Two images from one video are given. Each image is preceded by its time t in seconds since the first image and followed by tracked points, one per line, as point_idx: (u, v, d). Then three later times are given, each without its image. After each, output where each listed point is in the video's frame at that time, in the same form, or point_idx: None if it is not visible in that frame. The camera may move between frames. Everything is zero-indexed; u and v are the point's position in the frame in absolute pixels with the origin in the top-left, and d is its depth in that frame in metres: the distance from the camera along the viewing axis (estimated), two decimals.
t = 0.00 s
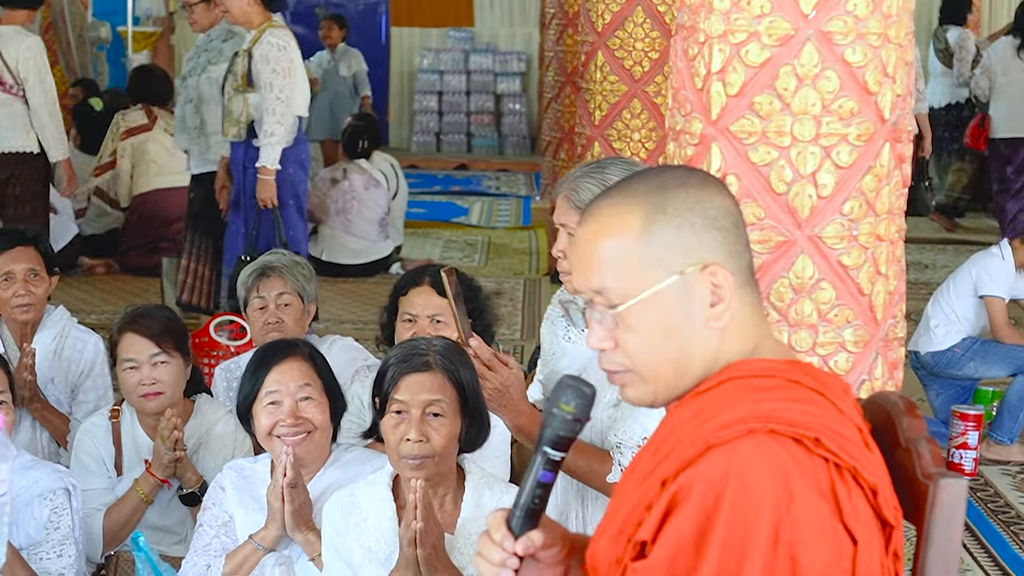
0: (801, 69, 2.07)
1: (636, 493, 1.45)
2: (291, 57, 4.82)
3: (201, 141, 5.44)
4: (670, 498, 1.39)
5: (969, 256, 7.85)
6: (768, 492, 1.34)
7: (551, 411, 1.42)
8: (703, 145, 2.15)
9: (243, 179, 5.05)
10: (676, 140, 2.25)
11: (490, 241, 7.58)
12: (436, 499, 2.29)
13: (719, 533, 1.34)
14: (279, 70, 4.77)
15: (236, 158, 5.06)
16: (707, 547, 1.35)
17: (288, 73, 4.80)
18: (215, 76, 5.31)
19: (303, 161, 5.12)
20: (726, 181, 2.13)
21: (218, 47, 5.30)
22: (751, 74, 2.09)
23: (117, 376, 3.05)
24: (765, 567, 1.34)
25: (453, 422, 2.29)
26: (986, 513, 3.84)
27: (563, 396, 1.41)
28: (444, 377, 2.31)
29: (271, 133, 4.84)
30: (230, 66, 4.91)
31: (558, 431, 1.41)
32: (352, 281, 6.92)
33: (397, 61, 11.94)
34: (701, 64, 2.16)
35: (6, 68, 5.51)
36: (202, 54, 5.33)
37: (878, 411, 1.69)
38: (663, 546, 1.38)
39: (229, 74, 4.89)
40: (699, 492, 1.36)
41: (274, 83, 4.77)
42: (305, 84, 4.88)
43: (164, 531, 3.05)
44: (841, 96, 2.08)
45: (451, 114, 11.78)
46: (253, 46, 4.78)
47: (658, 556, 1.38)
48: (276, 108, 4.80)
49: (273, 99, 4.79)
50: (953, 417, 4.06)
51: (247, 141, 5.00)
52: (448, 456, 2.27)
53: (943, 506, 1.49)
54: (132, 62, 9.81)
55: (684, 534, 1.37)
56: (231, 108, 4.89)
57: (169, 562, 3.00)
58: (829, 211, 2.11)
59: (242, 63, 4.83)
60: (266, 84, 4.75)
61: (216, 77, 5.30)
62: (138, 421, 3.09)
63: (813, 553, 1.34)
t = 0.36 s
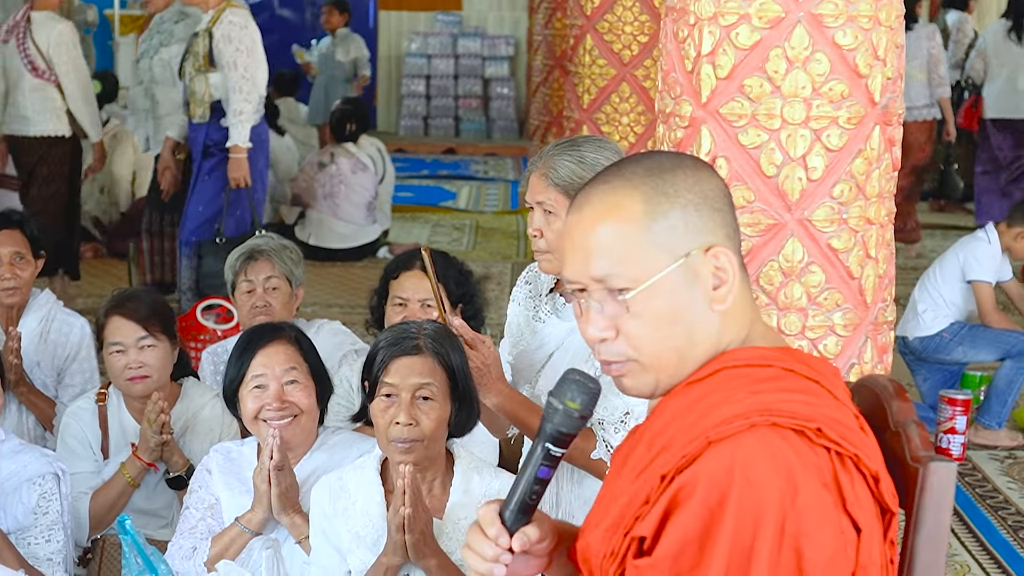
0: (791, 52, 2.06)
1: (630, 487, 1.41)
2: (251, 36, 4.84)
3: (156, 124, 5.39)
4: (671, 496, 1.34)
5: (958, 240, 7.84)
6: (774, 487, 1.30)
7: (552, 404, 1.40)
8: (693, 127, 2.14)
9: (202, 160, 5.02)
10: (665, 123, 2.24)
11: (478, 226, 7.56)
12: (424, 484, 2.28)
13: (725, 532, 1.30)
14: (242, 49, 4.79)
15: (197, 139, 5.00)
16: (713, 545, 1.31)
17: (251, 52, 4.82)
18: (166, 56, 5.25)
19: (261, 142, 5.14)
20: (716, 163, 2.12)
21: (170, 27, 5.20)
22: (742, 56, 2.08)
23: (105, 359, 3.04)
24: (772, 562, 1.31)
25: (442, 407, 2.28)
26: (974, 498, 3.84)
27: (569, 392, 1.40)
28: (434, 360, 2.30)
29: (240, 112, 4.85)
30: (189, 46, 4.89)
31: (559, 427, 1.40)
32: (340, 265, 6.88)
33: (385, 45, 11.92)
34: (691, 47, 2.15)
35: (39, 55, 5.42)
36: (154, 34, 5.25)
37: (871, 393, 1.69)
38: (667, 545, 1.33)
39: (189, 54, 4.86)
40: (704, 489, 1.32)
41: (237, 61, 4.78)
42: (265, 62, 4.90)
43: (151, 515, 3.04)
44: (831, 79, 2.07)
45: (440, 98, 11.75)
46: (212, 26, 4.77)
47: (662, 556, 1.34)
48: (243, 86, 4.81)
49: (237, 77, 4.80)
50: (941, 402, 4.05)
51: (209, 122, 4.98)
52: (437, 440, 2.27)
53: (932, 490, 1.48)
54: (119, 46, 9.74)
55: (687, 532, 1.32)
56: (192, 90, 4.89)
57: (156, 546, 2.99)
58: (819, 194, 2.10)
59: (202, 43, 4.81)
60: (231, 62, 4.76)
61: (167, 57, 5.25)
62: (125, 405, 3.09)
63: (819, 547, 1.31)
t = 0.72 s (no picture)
0: (794, 37, 2.05)
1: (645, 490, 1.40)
2: (211, 24, 4.78)
3: (111, 106, 5.36)
4: (697, 501, 1.33)
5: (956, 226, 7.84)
6: (805, 488, 1.30)
7: (562, 408, 1.36)
8: (695, 112, 2.14)
9: (152, 146, 4.95)
10: (667, 108, 2.24)
11: (477, 211, 7.55)
12: (424, 469, 2.28)
13: (757, 535, 1.30)
14: (202, 37, 4.72)
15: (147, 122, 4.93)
16: (743, 548, 1.31)
17: (210, 40, 4.75)
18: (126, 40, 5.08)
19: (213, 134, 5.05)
20: (717, 149, 2.11)
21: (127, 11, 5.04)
22: (744, 41, 2.08)
23: (104, 343, 3.04)
24: (801, 564, 1.31)
25: (443, 387, 2.28)
26: (973, 485, 3.84)
27: (584, 398, 1.36)
28: (434, 342, 2.30)
29: (199, 101, 4.81)
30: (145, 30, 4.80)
31: (571, 431, 1.35)
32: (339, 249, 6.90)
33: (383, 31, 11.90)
34: (693, 31, 2.15)
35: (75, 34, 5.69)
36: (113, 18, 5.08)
37: (872, 379, 1.69)
38: (694, 549, 1.32)
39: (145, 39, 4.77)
40: (733, 493, 1.31)
41: (197, 50, 4.71)
42: (224, 49, 4.83)
43: (151, 500, 3.04)
44: (834, 64, 2.06)
45: (438, 83, 11.73)
46: (173, 11, 4.68)
47: (688, 561, 1.33)
48: (202, 76, 4.76)
49: (196, 66, 4.72)
50: (940, 388, 4.06)
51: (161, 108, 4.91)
52: (439, 422, 2.26)
53: (935, 480, 1.48)
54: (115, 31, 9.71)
55: (715, 536, 1.32)
56: (146, 74, 4.78)
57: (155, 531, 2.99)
58: (820, 179, 2.10)
59: (160, 28, 4.70)
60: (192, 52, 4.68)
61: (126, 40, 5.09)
62: (124, 390, 3.09)
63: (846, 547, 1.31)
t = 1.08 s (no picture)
0: (798, 21, 2.05)
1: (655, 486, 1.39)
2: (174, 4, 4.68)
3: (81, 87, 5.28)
4: (713, 500, 1.32)
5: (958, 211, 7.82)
6: (821, 482, 1.29)
7: (557, 405, 1.35)
8: (699, 96, 2.14)
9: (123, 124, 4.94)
10: (671, 91, 2.23)
11: (478, 195, 7.54)
12: (424, 449, 2.27)
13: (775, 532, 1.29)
14: (161, 18, 4.64)
15: (117, 105, 4.93)
16: (761, 546, 1.30)
17: (169, 20, 4.67)
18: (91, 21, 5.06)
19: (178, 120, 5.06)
20: (721, 133, 2.11)
21: None
22: (748, 25, 2.07)
23: (105, 325, 3.03)
24: (818, 558, 1.31)
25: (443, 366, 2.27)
26: (974, 470, 3.84)
27: (576, 392, 1.36)
28: (434, 321, 2.30)
29: (154, 82, 4.76)
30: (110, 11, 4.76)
31: (565, 427, 1.35)
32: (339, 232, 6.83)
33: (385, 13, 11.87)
34: (698, 15, 2.14)
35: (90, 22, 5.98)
36: None
37: (875, 363, 1.70)
38: (712, 547, 1.32)
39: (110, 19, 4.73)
40: (750, 490, 1.30)
41: (155, 30, 4.64)
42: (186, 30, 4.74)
43: (152, 482, 3.04)
44: (837, 48, 2.05)
45: (439, 67, 11.70)
46: None
47: (706, 559, 1.32)
48: (159, 56, 4.71)
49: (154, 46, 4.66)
50: (942, 373, 4.05)
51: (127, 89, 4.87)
52: (441, 400, 2.26)
53: (938, 463, 1.48)
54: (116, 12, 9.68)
55: (732, 534, 1.31)
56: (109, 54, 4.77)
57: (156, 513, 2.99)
58: (824, 163, 2.09)
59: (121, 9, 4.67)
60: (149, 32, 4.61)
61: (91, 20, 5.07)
62: (125, 371, 3.08)
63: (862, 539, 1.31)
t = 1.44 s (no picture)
0: (796, 3, 2.04)
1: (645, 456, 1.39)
2: None
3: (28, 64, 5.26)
4: (706, 467, 1.33)
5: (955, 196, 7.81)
6: (813, 448, 1.30)
7: (515, 363, 1.42)
8: (695, 78, 2.12)
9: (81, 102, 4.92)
10: (668, 73, 2.22)
11: (474, 177, 7.54)
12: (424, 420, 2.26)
13: (767, 494, 1.30)
14: None
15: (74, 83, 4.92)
16: (753, 508, 1.30)
17: None
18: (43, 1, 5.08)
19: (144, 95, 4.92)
20: (719, 115, 2.10)
21: None
22: (746, 7, 2.06)
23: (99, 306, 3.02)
24: (810, 527, 1.31)
25: (439, 346, 2.27)
26: (970, 454, 3.84)
27: (537, 349, 1.42)
28: (428, 301, 2.29)
29: (106, 55, 4.73)
30: None
31: (527, 384, 1.40)
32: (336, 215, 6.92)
33: None
34: None
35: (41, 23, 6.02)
36: None
37: (869, 346, 1.71)
38: (705, 514, 1.32)
39: None
40: (742, 453, 1.31)
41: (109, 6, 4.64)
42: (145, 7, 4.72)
43: (147, 463, 3.04)
44: (837, 30, 2.05)
45: (436, 48, 11.70)
46: None
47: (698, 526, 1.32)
48: (110, 30, 4.68)
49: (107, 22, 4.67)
50: (938, 358, 4.05)
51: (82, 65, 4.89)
52: (439, 375, 2.26)
53: (933, 447, 1.48)
54: None
55: (724, 501, 1.31)
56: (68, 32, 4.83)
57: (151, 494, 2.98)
58: (822, 146, 2.08)
59: None
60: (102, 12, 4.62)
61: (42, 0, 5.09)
62: (120, 353, 3.08)
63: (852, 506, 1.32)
